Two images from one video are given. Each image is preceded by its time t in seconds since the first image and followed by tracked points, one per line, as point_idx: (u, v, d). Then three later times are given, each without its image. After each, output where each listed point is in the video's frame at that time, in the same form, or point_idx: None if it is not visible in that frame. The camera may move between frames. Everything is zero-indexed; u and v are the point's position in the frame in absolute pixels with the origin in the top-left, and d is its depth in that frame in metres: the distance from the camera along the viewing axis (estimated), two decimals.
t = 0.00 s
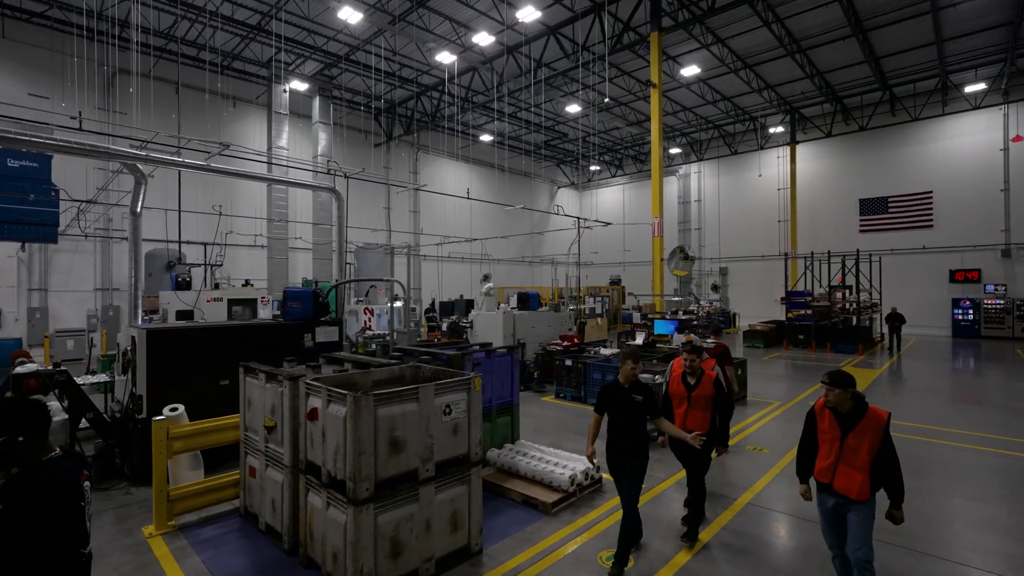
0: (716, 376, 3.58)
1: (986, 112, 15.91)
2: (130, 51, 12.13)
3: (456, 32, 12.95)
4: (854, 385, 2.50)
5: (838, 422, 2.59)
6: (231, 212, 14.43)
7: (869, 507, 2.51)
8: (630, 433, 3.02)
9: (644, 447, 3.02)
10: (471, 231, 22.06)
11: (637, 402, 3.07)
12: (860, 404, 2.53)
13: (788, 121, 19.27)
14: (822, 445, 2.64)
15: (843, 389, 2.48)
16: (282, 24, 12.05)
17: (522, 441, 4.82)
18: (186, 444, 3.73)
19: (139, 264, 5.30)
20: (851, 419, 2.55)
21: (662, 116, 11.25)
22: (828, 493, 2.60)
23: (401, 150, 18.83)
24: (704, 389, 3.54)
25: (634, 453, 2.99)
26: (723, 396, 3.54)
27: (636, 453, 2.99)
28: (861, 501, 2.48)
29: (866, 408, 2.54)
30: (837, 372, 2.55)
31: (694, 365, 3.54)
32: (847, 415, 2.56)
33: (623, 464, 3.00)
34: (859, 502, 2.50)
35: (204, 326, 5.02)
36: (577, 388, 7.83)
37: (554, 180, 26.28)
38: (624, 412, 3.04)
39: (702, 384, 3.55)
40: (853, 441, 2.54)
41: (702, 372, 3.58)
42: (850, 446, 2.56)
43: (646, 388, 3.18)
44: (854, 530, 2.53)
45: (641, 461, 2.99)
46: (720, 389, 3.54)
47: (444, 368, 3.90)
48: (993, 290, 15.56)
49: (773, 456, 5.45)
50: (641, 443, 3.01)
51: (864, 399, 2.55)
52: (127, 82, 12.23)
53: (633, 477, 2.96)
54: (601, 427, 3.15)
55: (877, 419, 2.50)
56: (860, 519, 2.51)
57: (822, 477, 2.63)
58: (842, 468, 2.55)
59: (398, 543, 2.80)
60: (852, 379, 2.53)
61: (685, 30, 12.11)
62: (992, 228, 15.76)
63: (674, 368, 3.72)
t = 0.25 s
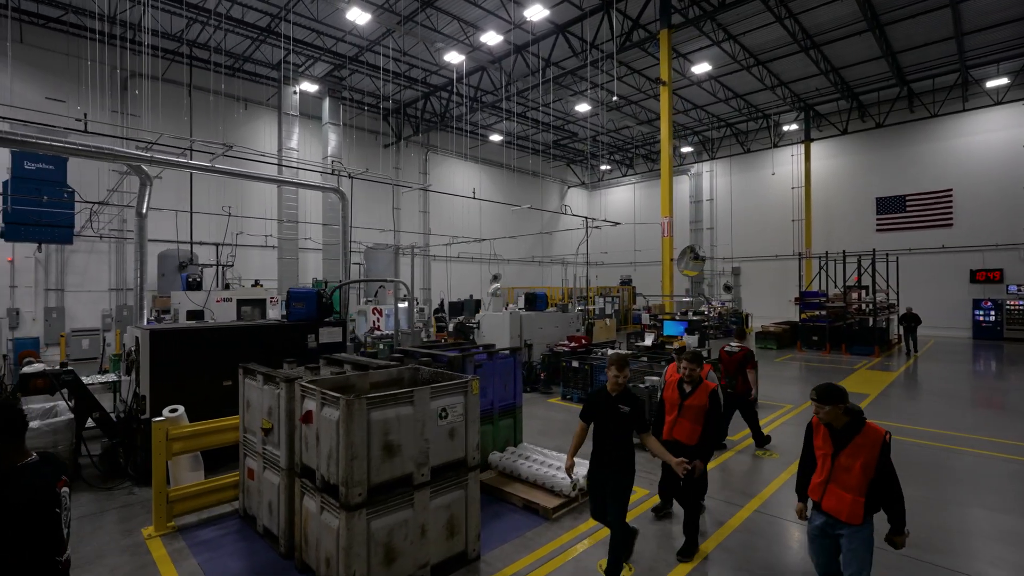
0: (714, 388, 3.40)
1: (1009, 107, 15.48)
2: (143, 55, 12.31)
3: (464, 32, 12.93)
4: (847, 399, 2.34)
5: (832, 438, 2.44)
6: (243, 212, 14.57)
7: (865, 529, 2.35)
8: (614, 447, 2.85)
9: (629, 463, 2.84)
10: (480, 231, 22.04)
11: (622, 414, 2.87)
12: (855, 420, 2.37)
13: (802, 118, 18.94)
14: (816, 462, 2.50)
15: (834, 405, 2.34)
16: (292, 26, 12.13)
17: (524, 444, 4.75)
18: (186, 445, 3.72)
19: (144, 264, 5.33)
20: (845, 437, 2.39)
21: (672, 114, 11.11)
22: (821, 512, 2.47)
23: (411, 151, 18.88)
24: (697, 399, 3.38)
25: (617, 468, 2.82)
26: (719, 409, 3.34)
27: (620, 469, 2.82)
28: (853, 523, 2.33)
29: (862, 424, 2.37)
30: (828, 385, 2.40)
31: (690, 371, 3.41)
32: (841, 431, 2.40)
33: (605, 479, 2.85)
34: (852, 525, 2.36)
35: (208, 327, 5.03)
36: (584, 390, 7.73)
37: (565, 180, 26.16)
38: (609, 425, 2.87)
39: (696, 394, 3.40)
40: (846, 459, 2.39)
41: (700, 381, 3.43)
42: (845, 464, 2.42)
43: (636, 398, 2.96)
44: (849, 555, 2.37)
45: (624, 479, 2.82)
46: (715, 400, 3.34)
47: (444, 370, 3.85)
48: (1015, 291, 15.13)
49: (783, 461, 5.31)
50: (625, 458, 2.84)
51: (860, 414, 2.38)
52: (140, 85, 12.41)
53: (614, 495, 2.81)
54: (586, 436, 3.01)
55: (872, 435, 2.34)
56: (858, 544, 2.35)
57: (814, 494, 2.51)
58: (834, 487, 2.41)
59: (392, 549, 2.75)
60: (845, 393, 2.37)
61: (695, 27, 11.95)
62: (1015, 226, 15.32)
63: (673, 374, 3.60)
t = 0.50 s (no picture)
0: (697, 395, 3.29)
1: None
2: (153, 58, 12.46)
3: (470, 32, 12.91)
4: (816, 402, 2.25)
5: (808, 443, 2.34)
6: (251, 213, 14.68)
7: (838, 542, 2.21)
8: (590, 456, 2.65)
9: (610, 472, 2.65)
10: (488, 231, 22.01)
11: (597, 421, 2.67)
12: (829, 426, 2.24)
13: (814, 116, 18.66)
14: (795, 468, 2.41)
15: (801, 406, 2.26)
16: (298, 28, 12.19)
17: (524, 446, 4.69)
18: (182, 444, 3.73)
19: (147, 264, 5.36)
20: (818, 442, 2.28)
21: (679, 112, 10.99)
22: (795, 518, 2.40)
23: (418, 151, 18.91)
24: (679, 405, 3.27)
25: (596, 480, 2.63)
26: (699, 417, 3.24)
27: (598, 480, 2.62)
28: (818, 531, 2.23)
29: (838, 431, 2.23)
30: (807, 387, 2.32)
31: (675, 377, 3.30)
32: (816, 436, 2.29)
33: (583, 490, 2.65)
34: (823, 534, 2.25)
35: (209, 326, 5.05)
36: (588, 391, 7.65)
37: (573, 180, 26.04)
38: (584, 433, 2.69)
39: (678, 400, 3.30)
40: (818, 465, 2.28)
41: (683, 388, 3.32)
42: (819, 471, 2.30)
43: (614, 403, 2.74)
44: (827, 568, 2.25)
45: (603, 490, 2.62)
46: (697, 408, 3.23)
47: (441, 371, 3.81)
48: None
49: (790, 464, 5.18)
50: (604, 466, 2.65)
51: (837, 419, 2.24)
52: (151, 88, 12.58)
53: (593, 506, 2.61)
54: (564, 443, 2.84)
55: (842, 442, 2.20)
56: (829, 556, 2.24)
57: (793, 500, 2.42)
58: (807, 493, 2.32)
59: (383, 553, 2.71)
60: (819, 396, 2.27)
61: (703, 23, 11.82)
62: None
63: (658, 378, 3.51)
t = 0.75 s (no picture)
0: (666, 401, 3.03)
1: None
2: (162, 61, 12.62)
3: (475, 32, 12.89)
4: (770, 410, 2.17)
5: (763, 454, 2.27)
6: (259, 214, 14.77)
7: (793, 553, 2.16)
8: (554, 471, 2.53)
9: (576, 488, 2.53)
10: (495, 231, 21.98)
11: (558, 435, 2.54)
12: (783, 433, 2.19)
13: (824, 113, 18.40)
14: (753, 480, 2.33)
15: (756, 415, 2.18)
16: (304, 30, 12.25)
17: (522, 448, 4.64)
18: (178, 445, 3.73)
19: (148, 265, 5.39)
20: (772, 451, 2.21)
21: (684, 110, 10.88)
22: (753, 532, 2.31)
23: (424, 152, 18.94)
24: (648, 413, 3.03)
25: (560, 497, 2.50)
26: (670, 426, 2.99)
27: (567, 497, 2.51)
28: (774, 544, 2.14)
29: (791, 438, 2.17)
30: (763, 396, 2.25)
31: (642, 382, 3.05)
32: (770, 445, 2.22)
33: (550, 509, 2.52)
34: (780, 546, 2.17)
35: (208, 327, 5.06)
36: (591, 392, 7.57)
37: (580, 179, 25.93)
38: (546, 447, 2.55)
39: (647, 407, 3.05)
40: (773, 475, 2.21)
41: (652, 394, 3.07)
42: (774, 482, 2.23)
43: (574, 414, 2.60)
44: None
45: (571, 508, 2.50)
46: (668, 415, 2.99)
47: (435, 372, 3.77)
48: None
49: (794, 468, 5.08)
50: (568, 482, 2.52)
51: (791, 426, 2.19)
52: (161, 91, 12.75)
53: (561, 524, 2.50)
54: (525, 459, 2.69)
55: (794, 450, 2.14)
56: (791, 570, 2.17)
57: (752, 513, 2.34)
58: (764, 505, 2.24)
59: (372, 557, 2.68)
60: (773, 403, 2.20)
61: (709, 21, 11.69)
62: None
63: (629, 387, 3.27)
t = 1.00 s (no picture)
0: (638, 400, 2.86)
1: None
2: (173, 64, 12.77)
3: (481, 32, 12.88)
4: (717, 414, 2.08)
5: (712, 457, 2.19)
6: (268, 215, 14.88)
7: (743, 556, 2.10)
8: (509, 477, 2.37)
9: (533, 496, 2.36)
10: (502, 231, 21.96)
11: (518, 439, 2.40)
12: (729, 436, 2.12)
13: (836, 111, 18.12)
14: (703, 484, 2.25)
15: (704, 419, 2.10)
16: (311, 31, 12.32)
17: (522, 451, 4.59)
18: (177, 445, 3.74)
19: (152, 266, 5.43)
20: (720, 454, 2.14)
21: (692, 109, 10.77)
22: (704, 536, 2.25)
23: (432, 152, 18.98)
24: (619, 415, 2.85)
25: (513, 504, 2.33)
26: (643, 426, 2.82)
27: (522, 505, 2.32)
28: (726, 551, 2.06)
29: (738, 440, 2.10)
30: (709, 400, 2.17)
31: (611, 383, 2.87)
32: (717, 447, 2.15)
33: (501, 518, 2.36)
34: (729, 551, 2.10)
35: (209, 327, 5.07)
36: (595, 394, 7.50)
37: (588, 179, 25.81)
38: (505, 452, 2.40)
39: (618, 408, 2.87)
40: (720, 478, 2.14)
41: (622, 394, 2.89)
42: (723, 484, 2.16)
43: (537, 418, 2.46)
44: None
45: (525, 519, 2.32)
46: (638, 416, 2.82)
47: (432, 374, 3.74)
48: None
49: (800, 473, 4.96)
50: (524, 489, 2.35)
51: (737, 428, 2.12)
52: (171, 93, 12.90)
53: (512, 536, 2.32)
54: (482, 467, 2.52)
55: (741, 453, 2.06)
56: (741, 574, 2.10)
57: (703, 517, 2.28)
58: (713, 509, 2.17)
59: (363, 560, 2.66)
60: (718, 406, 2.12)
61: (717, 18, 11.56)
62: None
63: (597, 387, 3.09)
